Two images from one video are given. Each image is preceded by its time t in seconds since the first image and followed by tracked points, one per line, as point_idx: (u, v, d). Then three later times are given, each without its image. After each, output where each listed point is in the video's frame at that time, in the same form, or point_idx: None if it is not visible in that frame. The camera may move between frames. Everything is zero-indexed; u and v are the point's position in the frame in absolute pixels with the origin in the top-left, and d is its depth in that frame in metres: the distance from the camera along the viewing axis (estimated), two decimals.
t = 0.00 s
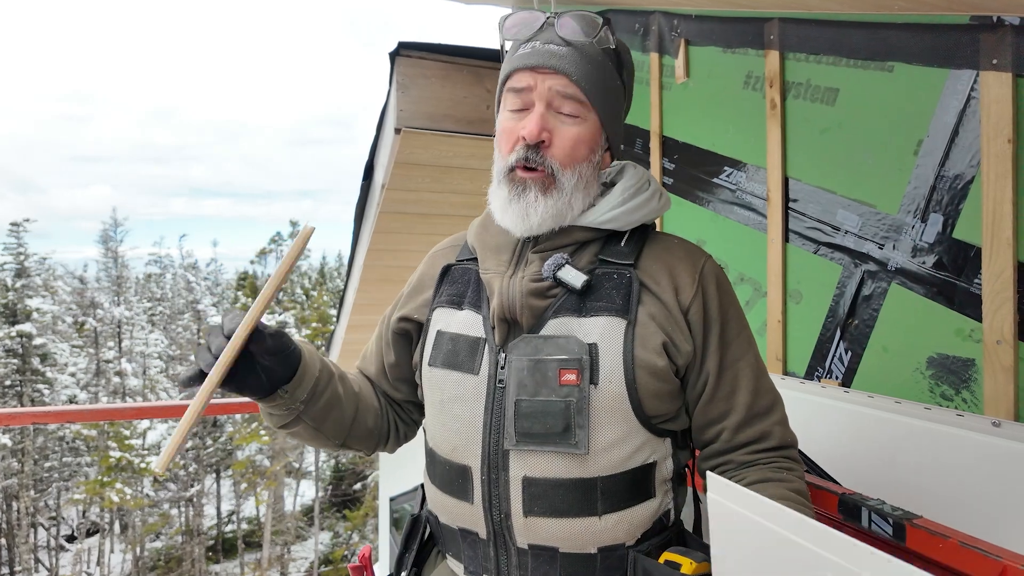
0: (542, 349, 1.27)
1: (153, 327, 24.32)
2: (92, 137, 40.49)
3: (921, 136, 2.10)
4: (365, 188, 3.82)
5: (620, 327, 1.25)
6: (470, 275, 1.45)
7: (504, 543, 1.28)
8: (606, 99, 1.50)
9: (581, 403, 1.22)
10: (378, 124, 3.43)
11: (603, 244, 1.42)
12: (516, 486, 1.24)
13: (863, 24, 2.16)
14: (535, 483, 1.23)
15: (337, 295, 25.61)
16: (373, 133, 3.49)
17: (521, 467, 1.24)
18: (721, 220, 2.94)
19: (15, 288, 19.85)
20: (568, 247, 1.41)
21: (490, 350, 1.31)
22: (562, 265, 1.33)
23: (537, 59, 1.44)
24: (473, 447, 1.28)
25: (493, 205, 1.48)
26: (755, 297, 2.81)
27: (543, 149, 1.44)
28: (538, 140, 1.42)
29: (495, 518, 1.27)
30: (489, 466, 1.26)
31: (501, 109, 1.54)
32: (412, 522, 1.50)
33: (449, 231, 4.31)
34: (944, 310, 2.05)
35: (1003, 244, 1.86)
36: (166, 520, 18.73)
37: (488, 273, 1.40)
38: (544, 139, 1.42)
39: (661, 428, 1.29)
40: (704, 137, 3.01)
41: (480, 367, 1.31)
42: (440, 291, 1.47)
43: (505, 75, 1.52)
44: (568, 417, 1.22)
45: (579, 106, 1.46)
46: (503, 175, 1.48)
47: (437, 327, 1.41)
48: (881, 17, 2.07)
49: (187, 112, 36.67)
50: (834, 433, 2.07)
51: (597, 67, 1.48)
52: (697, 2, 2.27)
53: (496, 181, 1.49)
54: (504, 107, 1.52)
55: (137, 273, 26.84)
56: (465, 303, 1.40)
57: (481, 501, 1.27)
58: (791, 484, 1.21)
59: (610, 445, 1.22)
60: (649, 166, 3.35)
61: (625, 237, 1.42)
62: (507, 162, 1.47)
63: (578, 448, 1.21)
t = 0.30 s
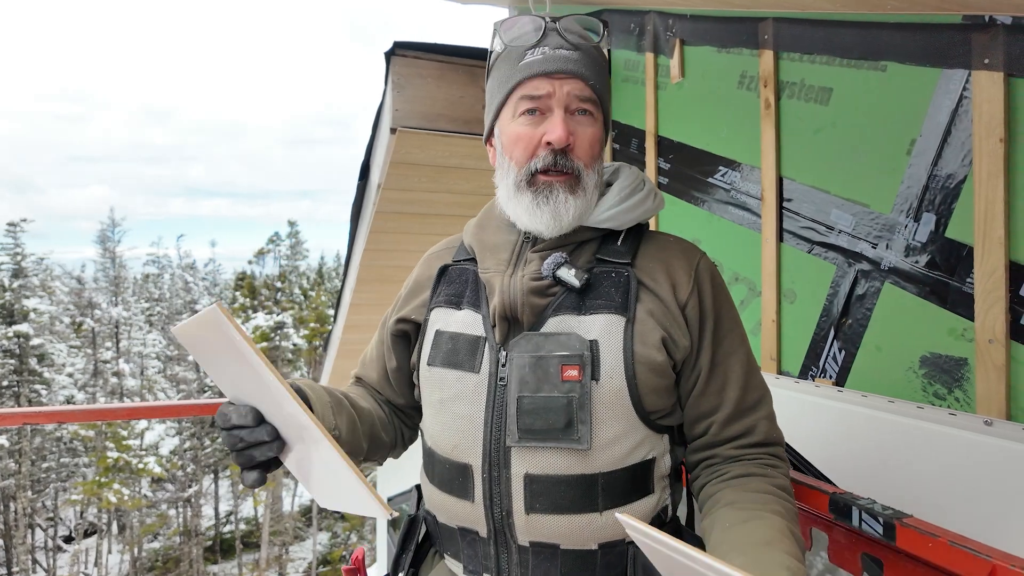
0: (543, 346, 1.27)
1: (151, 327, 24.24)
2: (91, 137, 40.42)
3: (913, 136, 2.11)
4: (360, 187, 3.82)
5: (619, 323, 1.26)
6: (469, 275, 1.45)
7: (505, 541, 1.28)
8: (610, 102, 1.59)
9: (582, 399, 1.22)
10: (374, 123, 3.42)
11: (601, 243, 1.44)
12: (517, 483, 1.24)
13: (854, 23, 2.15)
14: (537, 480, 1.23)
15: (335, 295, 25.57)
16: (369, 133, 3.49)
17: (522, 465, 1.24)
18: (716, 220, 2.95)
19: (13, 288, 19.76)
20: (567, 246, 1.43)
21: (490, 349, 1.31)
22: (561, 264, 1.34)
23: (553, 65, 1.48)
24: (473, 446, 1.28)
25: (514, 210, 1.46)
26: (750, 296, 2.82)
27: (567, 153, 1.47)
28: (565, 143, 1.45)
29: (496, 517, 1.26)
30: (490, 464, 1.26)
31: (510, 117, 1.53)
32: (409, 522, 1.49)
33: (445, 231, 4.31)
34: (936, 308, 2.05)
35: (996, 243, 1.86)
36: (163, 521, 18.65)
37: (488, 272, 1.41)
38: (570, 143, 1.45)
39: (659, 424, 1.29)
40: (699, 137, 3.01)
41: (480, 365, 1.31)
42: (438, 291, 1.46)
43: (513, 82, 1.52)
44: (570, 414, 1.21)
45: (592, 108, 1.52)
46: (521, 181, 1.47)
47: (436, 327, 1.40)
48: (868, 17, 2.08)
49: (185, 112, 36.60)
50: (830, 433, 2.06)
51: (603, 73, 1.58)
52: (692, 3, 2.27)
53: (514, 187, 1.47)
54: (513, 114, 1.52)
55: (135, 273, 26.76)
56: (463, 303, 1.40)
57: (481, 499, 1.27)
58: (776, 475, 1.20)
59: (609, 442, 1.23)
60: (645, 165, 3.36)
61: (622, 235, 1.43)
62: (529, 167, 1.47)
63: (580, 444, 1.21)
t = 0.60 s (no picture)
0: (546, 343, 1.28)
1: (149, 327, 24.21)
2: (89, 137, 40.36)
3: (908, 136, 2.11)
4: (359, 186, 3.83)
5: (621, 321, 1.27)
6: (469, 273, 1.45)
7: (507, 539, 1.27)
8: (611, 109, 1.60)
9: (586, 396, 1.23)
10: (371, 123, 3.43)
11: (601, 243, 1.45)
12: (520, 480, 1.24)
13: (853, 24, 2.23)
14: (540, 476, 1.23)
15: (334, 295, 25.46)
16: (366, 132, 3.50)
17: (526, 462, 1.24)
18: (713, 220, 2.96)
19: (11, 288, 19.74)
20: (569, 246, 1.44)
21: (493, 346, 1.31)
22: (562, 263, 1.36)
23: (553, 75, 1.48)
24: (475, 442, 1.28)
25: (512, 215, 1.47)
26: (746, 295, 2.82)
27: (565, 161, 1.47)
28: (565, 152, 1.45)
29: (499, 514, 1.26)
30: (492, 461, 1.26)
31: (509, 125, 1.53)
32: (407, 522, 1.49)
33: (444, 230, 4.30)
34: (931, 307, 2.06)
35: (990, 242, 1.86)
36: (162, 521, 18.64)
37: (490, 270, 1.42)
38: (568, 152, 1.46)
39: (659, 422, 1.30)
40: (696, 137, 3.02)
41: (482, 363, 1.30)
42: (437, 289, 1.46)
43: (513, 90, 1.51)
44: (573, 410, 1.22)
45: (592, 114, 1.53)
46: (520, 188, 1.47)
47: (437, 324, 1.40)
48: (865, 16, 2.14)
49: (183, 112, 36.56)
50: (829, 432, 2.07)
51: (603, 79, 1.59)
52: (690, 2, 2.27)
53: (514, 192, 1.47)
54: (513, 122, 1.52)
55: (134, 274, 26.73)
56: (465, 301, 1.40)
57: (484, 497, 1.27)
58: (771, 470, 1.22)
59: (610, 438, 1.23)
60: (642, 165, 3.38)
61: (621, 236, 1.44)
62: (528, 174, 1.47)
63: (583, 439, 1.22)
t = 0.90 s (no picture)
0: (546, 347, 1.27)
1: (148, 327, 24.19)
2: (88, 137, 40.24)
3: (903, 138, 2.13)
4: (359, 188, 3.86)
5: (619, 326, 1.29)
6: (469, 274, 1.46)
7: (503, 540, 1.28)
8: (619, 117, 1.59)
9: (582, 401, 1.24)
10: (371, 125, 3.44)
11: (603, 248, 1.46)
12: (519, 483, 1.26)
13: (844, 28, 2.27)
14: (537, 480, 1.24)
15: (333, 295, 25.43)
16: (365, 134, 3.52)
17: (523, 465, 1.26)
18: (710, 222, 2.97)
19: (9, 288, 19.74)
20: (572, 250, 1.46)
21: (494, 349, 1.31)
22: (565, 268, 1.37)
23: (558, 77, 1.50)
24: (474, 444, 1.29)
25: (508, 215, 1.52)
26: (742, 297, 2.84)
27: (561, 163, 1.50)
28: (560, 154, 1.47)
29: (495, 517, 1.27)
30: (490, 463, 1.27)
31: (513, 124, 1.57)
32: (404, 522, 1.50)
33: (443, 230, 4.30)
34: (926, 309, 2.07)
35: (985, 246, 1.87)
36: (160, 522, 18.67)
37: (492, 273, 1.45)
38: (564, 155, 1.48)
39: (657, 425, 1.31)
40: (693, 140, 3.04)
41: (484, 365, 1.31)
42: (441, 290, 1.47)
43: (520, 89, 1.55)
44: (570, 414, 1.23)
45: (596, 120, 1.53)
46: (515, 186, 1.51)
47: (438, 325, 1.41)
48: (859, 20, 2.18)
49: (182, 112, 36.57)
50: (823, 432, 2.08)
51: (614, 86, 1.58)
52: (686, 5, 2.29)
53: (509, 191, 1.51)
54: (517, 121, 1.56)
55: (133, 274, 26.72)
56: (467, 302, 1.41)
57: (482, 498, 1.28)
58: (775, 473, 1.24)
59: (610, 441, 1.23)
60: (639, 167, 3.39)
61: (623, 242, 1.45)
62: (523, 173, 1.51)
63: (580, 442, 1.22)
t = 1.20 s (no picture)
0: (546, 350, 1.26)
1: (147, 327, 24.17)
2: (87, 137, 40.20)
3: (901, 140, 2.12)
4: (356, 188, 3.86)
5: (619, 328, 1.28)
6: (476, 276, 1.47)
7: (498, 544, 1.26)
8: (630, 116, 1.58)
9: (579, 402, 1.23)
10: (368, 125, 3.44)
11: (607, 252, 1.44)
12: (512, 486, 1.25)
13: (843, 29, 2.27)
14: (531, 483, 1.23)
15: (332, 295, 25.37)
16: (362, 135, 3.52)
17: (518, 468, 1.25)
18: (708, 223, 2.98)
19: (8, 288, 19.76)
20: (577, 252, 1.44)
21: (496, 350, 1.33)
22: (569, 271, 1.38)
23: (569, 75, 1.50)
24: (473, 447, 1.29)
25: (517, 212, 1.53)
26: (741, 297, 2.84)
27: (570, 160, 1.49)
28: (569, 152, 1.47)
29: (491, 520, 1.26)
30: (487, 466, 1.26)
31: (524, 121, 1.57)
32: (401, 523, 1.49)
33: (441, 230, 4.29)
34: (923, 309, 2.07)
35: (981, 246, 1.87)
36: (159, 522, 18.68)
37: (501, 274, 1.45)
38: (574, 152, 1.48)
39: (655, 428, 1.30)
40: (691, 140, 3.04)
41: (486, 366, 1.33)
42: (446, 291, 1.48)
43: (531, 87, 1.56)
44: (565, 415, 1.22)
45: (606, 120, 1.53)
46: (525, 183, 1.52)
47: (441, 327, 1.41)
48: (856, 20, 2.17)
49: (181, 112, 36.56)
50: (822, 433, 2.07)
51: (626, 85, 1.57)
52: (683, 6, 2.29)
53: (518, 188, 1.52)
54: (528, 118, 1.56)
55: (131, 274, 26.69)
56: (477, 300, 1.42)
57: (478, 500, 1.27)
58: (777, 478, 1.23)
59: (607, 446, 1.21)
60: (637, 167, 3.39)
61: (628, 246, 1.44)
62: (531, 170, 1.51)
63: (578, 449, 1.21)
